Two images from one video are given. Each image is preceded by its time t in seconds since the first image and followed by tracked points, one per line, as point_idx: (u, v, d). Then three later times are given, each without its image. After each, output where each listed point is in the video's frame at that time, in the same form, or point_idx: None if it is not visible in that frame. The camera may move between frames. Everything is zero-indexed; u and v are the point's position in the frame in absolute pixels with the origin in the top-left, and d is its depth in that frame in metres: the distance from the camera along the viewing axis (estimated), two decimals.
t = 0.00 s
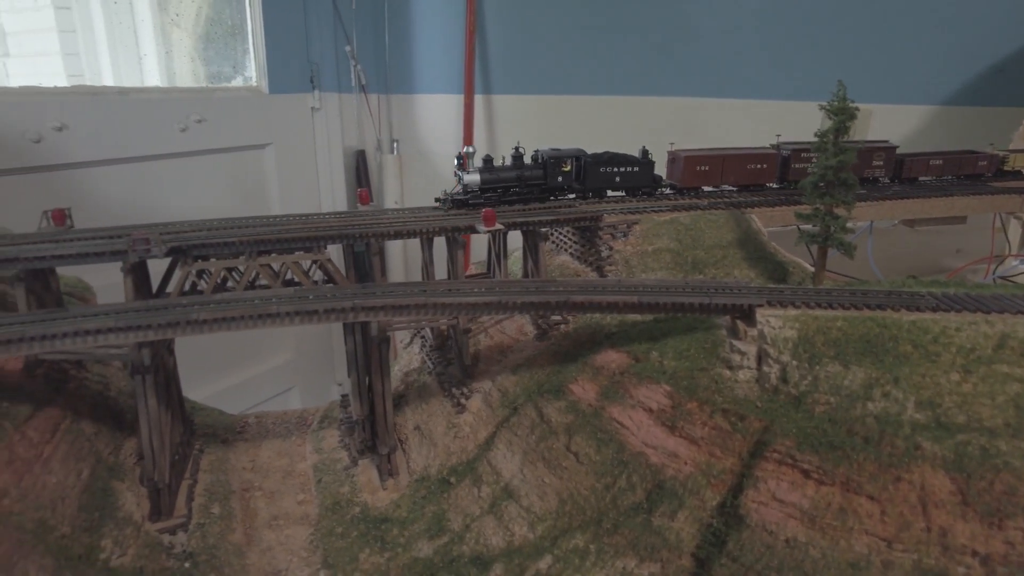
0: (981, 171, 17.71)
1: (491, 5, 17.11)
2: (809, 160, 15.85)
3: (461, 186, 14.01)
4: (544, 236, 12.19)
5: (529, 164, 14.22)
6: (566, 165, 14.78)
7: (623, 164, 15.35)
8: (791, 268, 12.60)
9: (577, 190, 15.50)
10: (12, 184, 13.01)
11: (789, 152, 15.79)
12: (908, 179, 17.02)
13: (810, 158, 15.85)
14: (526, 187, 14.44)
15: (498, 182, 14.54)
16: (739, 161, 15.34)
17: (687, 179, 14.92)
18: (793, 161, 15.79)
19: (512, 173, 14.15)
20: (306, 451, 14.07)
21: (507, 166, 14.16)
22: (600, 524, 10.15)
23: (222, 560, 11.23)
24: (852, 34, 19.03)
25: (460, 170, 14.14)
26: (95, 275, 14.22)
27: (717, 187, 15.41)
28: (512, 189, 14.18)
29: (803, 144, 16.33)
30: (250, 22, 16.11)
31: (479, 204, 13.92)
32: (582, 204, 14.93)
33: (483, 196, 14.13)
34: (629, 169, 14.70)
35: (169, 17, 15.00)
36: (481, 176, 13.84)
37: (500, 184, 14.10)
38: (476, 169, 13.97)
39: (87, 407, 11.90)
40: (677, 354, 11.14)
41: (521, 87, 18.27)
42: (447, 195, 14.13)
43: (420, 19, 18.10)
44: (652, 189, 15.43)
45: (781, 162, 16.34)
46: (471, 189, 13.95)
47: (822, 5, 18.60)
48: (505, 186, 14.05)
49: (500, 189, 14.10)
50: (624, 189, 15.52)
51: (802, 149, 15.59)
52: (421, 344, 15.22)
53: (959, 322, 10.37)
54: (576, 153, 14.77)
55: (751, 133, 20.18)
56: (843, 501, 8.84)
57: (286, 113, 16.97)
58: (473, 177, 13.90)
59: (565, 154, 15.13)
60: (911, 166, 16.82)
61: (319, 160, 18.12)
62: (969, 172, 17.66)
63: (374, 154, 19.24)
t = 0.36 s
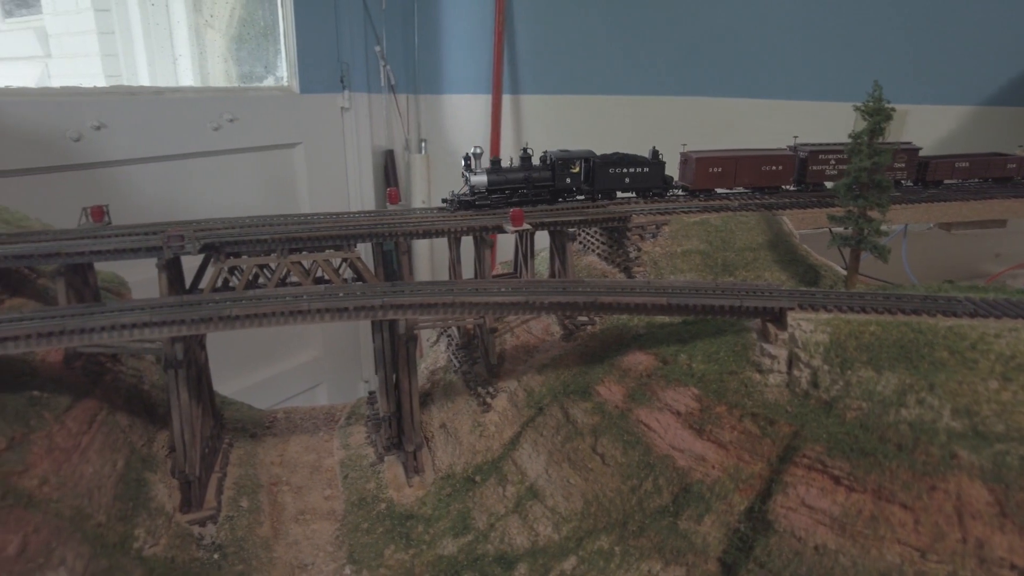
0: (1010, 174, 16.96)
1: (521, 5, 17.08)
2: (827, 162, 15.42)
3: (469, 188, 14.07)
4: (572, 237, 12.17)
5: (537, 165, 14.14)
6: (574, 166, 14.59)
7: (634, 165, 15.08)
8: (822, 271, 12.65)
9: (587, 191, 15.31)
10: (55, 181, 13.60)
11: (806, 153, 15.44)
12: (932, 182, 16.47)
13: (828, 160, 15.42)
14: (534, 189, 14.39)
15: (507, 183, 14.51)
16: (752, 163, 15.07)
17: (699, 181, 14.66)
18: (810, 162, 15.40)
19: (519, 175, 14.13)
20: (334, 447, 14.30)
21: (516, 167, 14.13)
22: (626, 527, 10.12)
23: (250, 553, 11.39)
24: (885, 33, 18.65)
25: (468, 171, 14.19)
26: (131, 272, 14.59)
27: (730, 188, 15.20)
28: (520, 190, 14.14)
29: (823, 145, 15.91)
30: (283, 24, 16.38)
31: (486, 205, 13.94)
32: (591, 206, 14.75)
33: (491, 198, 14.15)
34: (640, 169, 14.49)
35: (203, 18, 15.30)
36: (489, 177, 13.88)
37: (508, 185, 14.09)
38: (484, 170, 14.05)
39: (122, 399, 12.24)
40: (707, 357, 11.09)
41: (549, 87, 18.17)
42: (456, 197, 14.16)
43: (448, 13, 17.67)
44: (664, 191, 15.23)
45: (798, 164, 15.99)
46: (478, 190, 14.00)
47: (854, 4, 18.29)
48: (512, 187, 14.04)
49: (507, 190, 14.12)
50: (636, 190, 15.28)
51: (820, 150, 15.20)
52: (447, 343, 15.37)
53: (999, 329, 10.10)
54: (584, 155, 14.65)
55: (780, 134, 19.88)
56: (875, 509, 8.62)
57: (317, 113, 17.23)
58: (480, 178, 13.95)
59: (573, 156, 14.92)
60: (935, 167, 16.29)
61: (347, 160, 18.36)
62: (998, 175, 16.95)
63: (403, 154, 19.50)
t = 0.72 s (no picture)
0: None
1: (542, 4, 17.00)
2: (838, 163, 15.23)
3: (468, 189, 13.98)
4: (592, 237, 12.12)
5: (537, 166, 14.03)
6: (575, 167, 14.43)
7: (637, 166, 14.92)
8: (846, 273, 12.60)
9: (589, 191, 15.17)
10: (83, 180, 13.93)
11: (816, 154, 15.29)
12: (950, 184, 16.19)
13: (839, 161, 15.23)
14: (534, 190, 14.29)
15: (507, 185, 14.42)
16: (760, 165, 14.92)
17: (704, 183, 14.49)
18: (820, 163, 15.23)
19: (519, 176, 14.04)
20: (352, 444, 14.47)
21: (516, 168, 14.02)
22: (644, 529, 10.08)
23: (269, 548, 11.49)
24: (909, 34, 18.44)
25: (467, 171, 14.11)
26: (155, 268, 14.81)
27: (737, 190, 15.09)
28: (520, 191, 14.06)
29: (834, 146, 15.73)
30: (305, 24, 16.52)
31: (486, 206, 13.88)
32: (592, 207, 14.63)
33: (490, 199, 14.08)
34: (642, 170, 14.32)
35: (228, 19, 15.51)
36: (488, 178, 13.80)
37: (508, 186, 14.04)
38: (484, 171, 13.97)
39: (145, 394, 12.44)
40: (727, 360, 11.01)
41: (570, 87, 18.06)
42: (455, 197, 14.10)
43: (470, 13, 17.68)
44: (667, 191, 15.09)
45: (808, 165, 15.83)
46: (478, 191, 13.91)
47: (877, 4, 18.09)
48: (512, 189, 13.97)
49: (507, 191, 14.05)
50: (639, 190, 15.12)
51: (830, 152, 15.03)
52: (465, 342, 15.43)
53: None
54: (586, 156, 14.51)
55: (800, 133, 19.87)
56: (898, 516, 8.49)
57: (338, 113, 17.39)
58: (480, 178, 13.89)
59: (575, 157, 14.77)
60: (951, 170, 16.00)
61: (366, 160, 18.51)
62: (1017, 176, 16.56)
63: (422, 154, 19.62)
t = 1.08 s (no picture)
0: None
1: (563, 4, 16.96)
2: (844, 165, 15.12)
3: (467, 189, 13.93)
4: (613, 238, 12.09)
5: (538, 167, 13.96)
6: (576, 168, 14.33)
7: (638, 167, 14.80)
8: (869, 276, 12.60)
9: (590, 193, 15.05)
10: (108, 177, 14.19)
11: (822, 156, 15.16)
12: (962, 186, 15.93)
13: (845, 163, 15.08)
14: (534, 192, 14.24)
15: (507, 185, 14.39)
16: (764, 166, 14.81)
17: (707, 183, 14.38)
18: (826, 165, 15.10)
19: (520, 177, 14.00)
20: (372, 441, 14.60)
21: (515, 168, 13.97)
22: (664, 530, 10.05)
23: (289, 544, 11.64)
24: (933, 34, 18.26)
25: (467, 171, 14.09)
26: (180, 266, 15.01)
27: (740, 191, 14.99)
28: (520, 193, 14.02)
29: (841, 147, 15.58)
30: (327, 25, 16.65)
31: (485, 207, 13.83)
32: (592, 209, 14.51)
33: (490, 199, 14.05)
34: (644, 171, 14.20)
35: (250, 19, 15.65)
36: (488, 179, 13.74)
37: (508, 187, 14.03)
38: (484, 171, 13.94)
39: (170, 389, 12.62)
40: (750, 362, 11.06)
41: (589, 87, 18.03)
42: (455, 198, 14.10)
43: (491, 13, 17.70)
44: (668, 194, 14.71)
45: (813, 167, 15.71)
46: (478, 192, 13.84)
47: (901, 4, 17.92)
48: (512, 190, 13.95)
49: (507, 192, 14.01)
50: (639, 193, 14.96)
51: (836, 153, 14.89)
52: (485, 341, 15.50)
53: None
54: (587, 157, 14.40)
55: (822, 133, 19.78)
56: (923, 521, 8.36)
57: (359, 113, 17.54)
58: (480, 178, 13.86)
59: (576, 158, 14.66)
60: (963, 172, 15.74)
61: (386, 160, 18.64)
62: None
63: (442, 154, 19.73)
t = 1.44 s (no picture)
0: None
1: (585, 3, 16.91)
2: (854, 167, 14.95)
3: (470, 190, 14.04)
4: (635, 238, 12.10)
5: (540, 168, 14.03)
6: (578, 169, 14.33)
7: (641, 168, 14.73)
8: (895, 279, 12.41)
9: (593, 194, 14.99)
10: (136, 176, 14.47)
11: (830, 158, 14.99)
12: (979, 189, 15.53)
13: (854, 165, 14.90)
14: (537, 193, 14.29)
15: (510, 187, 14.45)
16: (771, 168, 14.68)
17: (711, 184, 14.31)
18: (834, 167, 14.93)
19: (522, 178, 14.05)
20: (393, 439, 14.72)
21: (517, 169, 14.04)
22: (685, 532, 9.99)
23: (311, 539, 11.76)
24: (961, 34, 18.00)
25: (469, 172, 14.20)
26: (206, 263, 15.25)
27: (746, 192, 14.85)
28: (521, 194, 14.06)
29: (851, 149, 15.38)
30: (351, 25, 16.78)
31: (486, 207, 13.94)
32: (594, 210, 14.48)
33: (492, 200, 14.11)
34: (647, 172, 14.13)
35: (274, 19, 15.87)
36: (489, 179, 13.84)
37: (511, 188, 14.08)
38: (486, 172, 14.02)
39: (196, 384, 12.82)
40: (774, 364, 11.00)
41: (611, 87, 17.95)
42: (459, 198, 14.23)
43: (512, 13, 17.72)
44: (673, 194, 14.36)
45: (822, 169, 15.55)
46: (478, 192, 14.01)
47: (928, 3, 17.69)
48: (514, 190, 14.00)
49: (509, 193, 14.09)
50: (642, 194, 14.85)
51: (845, 155, 14.72)
52: (505, 341, 15.54)
53: None
54: (590, 157, 14.34)
55: (846, 135, 19.55)
56: (951, 529, 8.18)
57: (381, 113, 17.67)
58: (481, 179, 13.94)
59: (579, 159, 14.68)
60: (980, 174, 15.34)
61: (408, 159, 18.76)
62: None
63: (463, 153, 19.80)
